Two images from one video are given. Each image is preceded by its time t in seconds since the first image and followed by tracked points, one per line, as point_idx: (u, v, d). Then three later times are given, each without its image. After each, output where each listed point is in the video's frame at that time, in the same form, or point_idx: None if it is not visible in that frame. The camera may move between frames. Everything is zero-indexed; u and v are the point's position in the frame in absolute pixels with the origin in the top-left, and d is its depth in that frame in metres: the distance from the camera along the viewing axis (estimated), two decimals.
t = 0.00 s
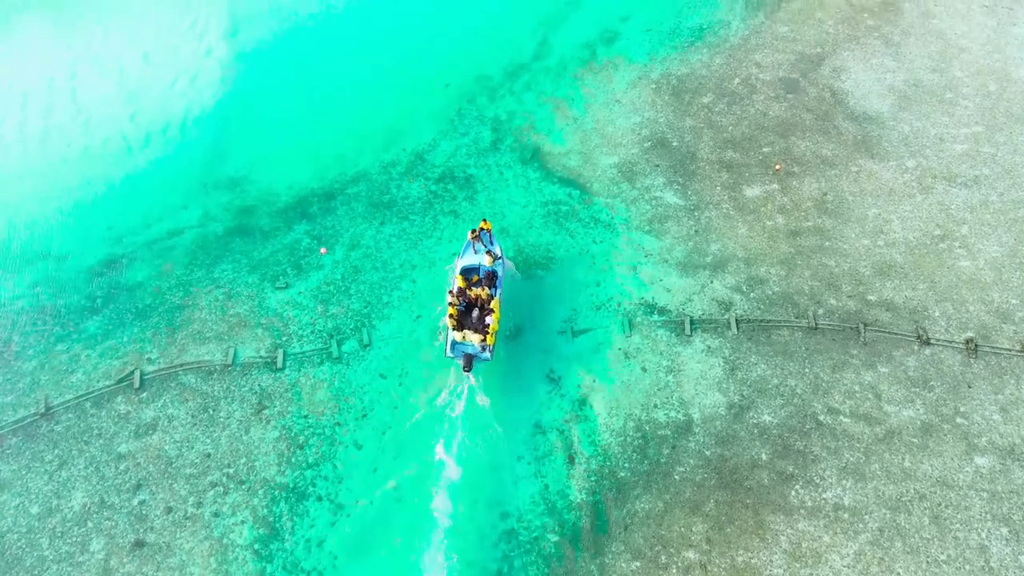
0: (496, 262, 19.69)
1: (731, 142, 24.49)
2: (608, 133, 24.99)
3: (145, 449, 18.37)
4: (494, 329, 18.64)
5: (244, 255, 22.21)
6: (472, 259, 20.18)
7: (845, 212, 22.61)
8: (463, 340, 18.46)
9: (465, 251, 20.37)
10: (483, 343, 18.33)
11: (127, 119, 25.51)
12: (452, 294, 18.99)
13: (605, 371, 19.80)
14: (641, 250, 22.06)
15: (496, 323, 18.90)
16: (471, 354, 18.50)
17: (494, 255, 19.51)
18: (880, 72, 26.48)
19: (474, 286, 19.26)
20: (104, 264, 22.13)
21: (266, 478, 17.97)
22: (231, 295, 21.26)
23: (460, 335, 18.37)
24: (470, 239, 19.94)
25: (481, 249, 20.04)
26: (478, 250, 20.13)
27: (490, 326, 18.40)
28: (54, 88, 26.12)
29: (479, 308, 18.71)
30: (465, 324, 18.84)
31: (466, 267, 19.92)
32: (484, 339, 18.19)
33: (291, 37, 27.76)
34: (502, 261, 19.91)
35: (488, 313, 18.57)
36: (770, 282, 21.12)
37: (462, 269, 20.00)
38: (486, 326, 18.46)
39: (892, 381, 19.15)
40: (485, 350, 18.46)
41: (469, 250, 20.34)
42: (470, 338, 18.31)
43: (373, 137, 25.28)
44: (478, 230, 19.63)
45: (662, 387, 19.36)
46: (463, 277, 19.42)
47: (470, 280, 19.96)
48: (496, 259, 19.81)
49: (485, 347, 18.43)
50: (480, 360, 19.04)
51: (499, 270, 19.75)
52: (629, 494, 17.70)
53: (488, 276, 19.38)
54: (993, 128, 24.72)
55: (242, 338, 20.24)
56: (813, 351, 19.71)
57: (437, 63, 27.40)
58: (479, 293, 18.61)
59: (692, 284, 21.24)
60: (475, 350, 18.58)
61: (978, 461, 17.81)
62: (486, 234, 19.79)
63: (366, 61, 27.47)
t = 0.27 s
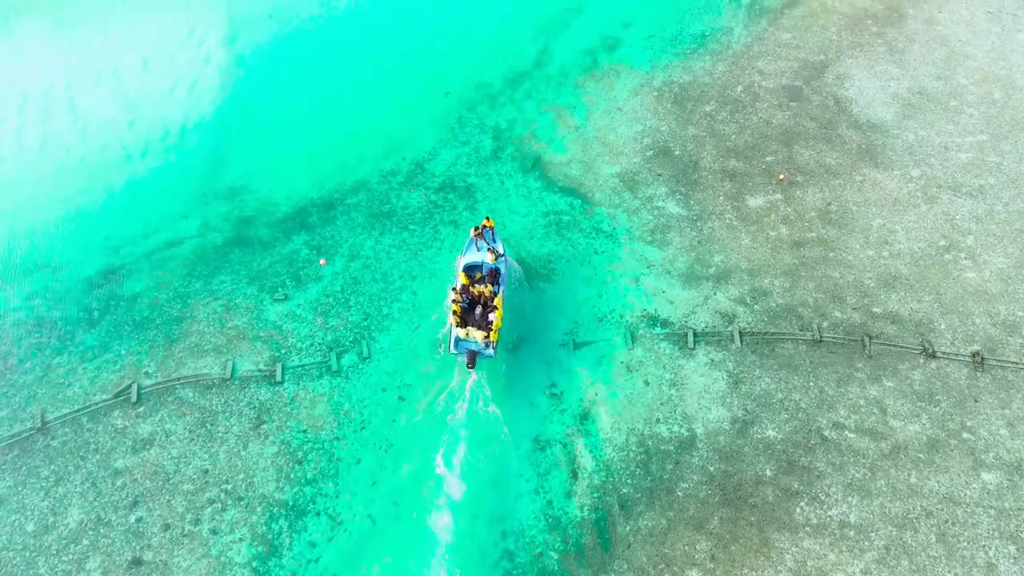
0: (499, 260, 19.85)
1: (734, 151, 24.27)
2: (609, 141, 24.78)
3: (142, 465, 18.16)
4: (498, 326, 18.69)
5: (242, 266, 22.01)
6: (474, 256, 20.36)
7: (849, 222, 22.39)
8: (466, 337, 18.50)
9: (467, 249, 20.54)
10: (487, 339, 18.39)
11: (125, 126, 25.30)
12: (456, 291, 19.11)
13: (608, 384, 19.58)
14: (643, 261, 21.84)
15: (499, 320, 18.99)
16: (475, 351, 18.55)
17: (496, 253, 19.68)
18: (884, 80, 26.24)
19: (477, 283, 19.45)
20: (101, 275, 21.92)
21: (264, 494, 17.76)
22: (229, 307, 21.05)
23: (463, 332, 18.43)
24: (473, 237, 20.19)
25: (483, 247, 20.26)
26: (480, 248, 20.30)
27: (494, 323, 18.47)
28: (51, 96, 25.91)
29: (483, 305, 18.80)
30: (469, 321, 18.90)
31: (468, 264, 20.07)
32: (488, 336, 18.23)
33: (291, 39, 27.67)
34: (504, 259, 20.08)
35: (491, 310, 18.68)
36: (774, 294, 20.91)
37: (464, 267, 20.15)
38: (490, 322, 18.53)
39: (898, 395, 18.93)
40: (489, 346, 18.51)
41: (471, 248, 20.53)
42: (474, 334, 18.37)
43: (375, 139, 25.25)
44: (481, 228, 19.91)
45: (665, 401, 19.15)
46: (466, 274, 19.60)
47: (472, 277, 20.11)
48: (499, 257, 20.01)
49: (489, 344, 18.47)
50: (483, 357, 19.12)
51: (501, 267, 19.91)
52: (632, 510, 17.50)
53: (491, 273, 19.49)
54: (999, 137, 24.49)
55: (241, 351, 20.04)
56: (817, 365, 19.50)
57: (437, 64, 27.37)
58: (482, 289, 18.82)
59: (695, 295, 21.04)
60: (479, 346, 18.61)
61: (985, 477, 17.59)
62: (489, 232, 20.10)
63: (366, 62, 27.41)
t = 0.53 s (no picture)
0: (502, 257, 19.92)
1: (736, 159, 24.08)
2: (611, 148, 24.59)
3: (139, 478, 17.99)
4: (500, 323, 18.74)
5: (241, 276, 21.83)
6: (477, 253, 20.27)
7: (853, 231, 22.20)
8: (469, 334, 18.53)
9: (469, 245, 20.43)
10: (490, 337, 18.47)
11: (123, 134, 25.13)
12: (458, 288, 19.07)
13: (610, 396, 19.39)
14: (645, 270, 21.66)
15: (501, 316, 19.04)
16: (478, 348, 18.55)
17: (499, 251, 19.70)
18: (887, 87, 26.04)
19: (479, 280, 19.46)
20: (98, 285, 21.74)
21: (263, 509, 17.58)
22: (228, 317, 20.87)
23: (466, 329, 18.46)
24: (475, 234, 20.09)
25: (485, 243, 20.13)
26: (482, 245, 20.21)
27: (496, 320, 18.51)
28: (49, 104, 25.74)
29: (485, 302, 18.89)
30: (471, 318, 18.89)
31: (471, 262, 19.97)
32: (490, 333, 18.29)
33: (290, 40, 27.59)
34: (507, 256, 20.08)
35: (494, 307, 18.74)
36: (777, 304, 20.72)
37: (466, 264, 20.04)
38: (493, 319, 18.55)
39: (902, 407, 18.74)
40: (492, 344, 18.55)
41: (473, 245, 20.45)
42: (477, 332, 18.41)
43: (374, 142, 25.21)
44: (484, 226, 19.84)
45: (668, 413, 18.96)
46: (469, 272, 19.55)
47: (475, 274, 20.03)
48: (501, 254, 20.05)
49: (492, 341, 18.52)
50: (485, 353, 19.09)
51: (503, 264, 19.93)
52: (634, 525, 17.34)
53: (494, 270, 19.47)
54: (1003, 144, 24.30)
55: (239, 362, 19.87)
56: (821, 376, 19.32)
57: (437, 65, 27.34)
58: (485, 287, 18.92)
59: (698, 305, 20.85)
60: (481, 343, 18.61)
61: (992, 491, 17.39)
62: (491, 230, 19.97)
63: (366, 65, 27.30)
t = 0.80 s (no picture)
0: (504, 254, 20.05)
1: (739, 168, 23.87)
2: (613, 157, 24.38)
3: (136, 494, 17.78)
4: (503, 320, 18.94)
5: (239, 287, 21.62)
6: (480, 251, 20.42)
7: (857, 242, 21.98)
8: (472, 330, 18.69)
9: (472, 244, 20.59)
10: (492, 333, 18.61)
11: (121, 142, 24.94)
12: (461, 286, 19.29)
13: (612, 411, 19.16)
14: (648, 281, 21.45)
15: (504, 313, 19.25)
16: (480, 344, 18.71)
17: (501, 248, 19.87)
18: (891, 94, 25.81)
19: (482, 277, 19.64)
20: (95, 296, 21.53)
21: (261, 526, 17.37)
22: (226, 329, 20.66)
23: (469, 325, 18.63)
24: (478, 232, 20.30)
25: (488, 241, 20.31)
26: (485, 243, 20.38)
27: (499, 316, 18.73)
28: (46, 112, 25.55)
29: (488, 299, 19.10)
30: (474, 315, 19.09)
31: (473, 259, 20.13)
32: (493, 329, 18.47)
33: (289, 44, 27.44)
34: (509, 253, 20.21)
35: (497, 303, 18.97)
36: (781, 316, 20.50)
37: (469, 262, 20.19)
38: (495, 315, 18.76)
39: (908, 422, 18.52)
40: (494, 340, 18.69)
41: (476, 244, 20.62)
42: (480, 327, 18.57)
43: (375, 146, 25.10)
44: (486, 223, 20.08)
45: (671, 428, 18.74)
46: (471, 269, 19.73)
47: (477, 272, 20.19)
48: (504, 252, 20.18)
49: (495, 337, 18.66)
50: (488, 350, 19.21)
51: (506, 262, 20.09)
52: (636, 542, 17.13)
53: (497, 267, 19.63)
54: (1008, 153, 24.08)
55: (238, 376, 19.66)
56: (826, 390, 19.11)
57: (437, 69, 27.19)
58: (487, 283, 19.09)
59: (701, 317, 20.63)
60: (484, 339, 18.77)
61: (999, 507, 17.17)
62: (494, 227, 20.19)
63: (366, 70, 27.14)
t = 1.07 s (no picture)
0: (507, 252, 20.10)
1: (742, 177, 23.66)
2: (614, 166, 24.17)
3: (133, 511, 17.57)
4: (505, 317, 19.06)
5: (237, 298, 21.41)
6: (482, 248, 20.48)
7: (862, 252, 21.76)
8: (474, 326, 18.67)
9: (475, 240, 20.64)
10: (494, 330, 18.57)
11: (119, 150, 24.74)
12: (463, 282, 19.37)
13: (614, 425, 18.95)
14: (650, 292, 21.24)
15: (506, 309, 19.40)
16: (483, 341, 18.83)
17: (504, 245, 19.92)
18: (895, 102, 25.59)
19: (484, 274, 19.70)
20: (92, 307, 21.33)
21: (259, 542, 17.17)
22: (224, 341, 20.45)
23: (471, 321, 18.61)
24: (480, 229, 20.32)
25: (491, 238, 20.36)
26: (488, 240, 20.45)
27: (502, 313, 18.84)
28: (43, 120, 25.33)
29: (491, 296, 19.21)
30: (477, 311, 19.19)
31: (476, 256, 20.19)
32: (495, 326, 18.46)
33: (288, 50, 27.25)
34: (511, 251, 20.26)
35: (499, 300, 19.08)
36: (785, 328, 20.29)
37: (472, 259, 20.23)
38: (498, 312, 18.90)
39: (914, 437, 18.32)
40: (496, 336, 18.67)
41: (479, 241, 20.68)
42: (482, 324, 18.53)
43: (375, 152, 24.95)
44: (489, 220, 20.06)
45: (673, 442, 18.54)
46: (474, 265, 19.77)
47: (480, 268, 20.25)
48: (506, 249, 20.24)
49: (497, 334, 18.64)
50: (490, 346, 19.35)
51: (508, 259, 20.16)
52: (639, 559, 16.93)
53: (499, 265, 19.77)
54: (1014, 161, 23.85)
55: (236, 389, 19.46)
56: (830, 404, 18.90)
57: (437, 75, 27.01)
58: (490, 281, 19.14)
59: (704, 329, 20.43)
60: (487, 336, 18.87)
61: (1006, 524, 16.95)
62: (496, 224, 20.18)
63: (366, 76, 26.95)
